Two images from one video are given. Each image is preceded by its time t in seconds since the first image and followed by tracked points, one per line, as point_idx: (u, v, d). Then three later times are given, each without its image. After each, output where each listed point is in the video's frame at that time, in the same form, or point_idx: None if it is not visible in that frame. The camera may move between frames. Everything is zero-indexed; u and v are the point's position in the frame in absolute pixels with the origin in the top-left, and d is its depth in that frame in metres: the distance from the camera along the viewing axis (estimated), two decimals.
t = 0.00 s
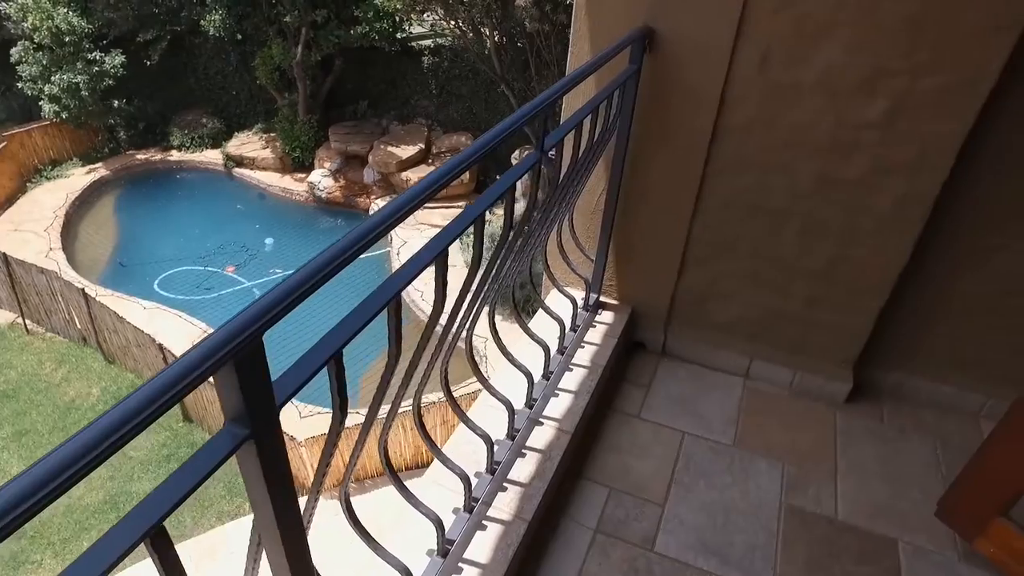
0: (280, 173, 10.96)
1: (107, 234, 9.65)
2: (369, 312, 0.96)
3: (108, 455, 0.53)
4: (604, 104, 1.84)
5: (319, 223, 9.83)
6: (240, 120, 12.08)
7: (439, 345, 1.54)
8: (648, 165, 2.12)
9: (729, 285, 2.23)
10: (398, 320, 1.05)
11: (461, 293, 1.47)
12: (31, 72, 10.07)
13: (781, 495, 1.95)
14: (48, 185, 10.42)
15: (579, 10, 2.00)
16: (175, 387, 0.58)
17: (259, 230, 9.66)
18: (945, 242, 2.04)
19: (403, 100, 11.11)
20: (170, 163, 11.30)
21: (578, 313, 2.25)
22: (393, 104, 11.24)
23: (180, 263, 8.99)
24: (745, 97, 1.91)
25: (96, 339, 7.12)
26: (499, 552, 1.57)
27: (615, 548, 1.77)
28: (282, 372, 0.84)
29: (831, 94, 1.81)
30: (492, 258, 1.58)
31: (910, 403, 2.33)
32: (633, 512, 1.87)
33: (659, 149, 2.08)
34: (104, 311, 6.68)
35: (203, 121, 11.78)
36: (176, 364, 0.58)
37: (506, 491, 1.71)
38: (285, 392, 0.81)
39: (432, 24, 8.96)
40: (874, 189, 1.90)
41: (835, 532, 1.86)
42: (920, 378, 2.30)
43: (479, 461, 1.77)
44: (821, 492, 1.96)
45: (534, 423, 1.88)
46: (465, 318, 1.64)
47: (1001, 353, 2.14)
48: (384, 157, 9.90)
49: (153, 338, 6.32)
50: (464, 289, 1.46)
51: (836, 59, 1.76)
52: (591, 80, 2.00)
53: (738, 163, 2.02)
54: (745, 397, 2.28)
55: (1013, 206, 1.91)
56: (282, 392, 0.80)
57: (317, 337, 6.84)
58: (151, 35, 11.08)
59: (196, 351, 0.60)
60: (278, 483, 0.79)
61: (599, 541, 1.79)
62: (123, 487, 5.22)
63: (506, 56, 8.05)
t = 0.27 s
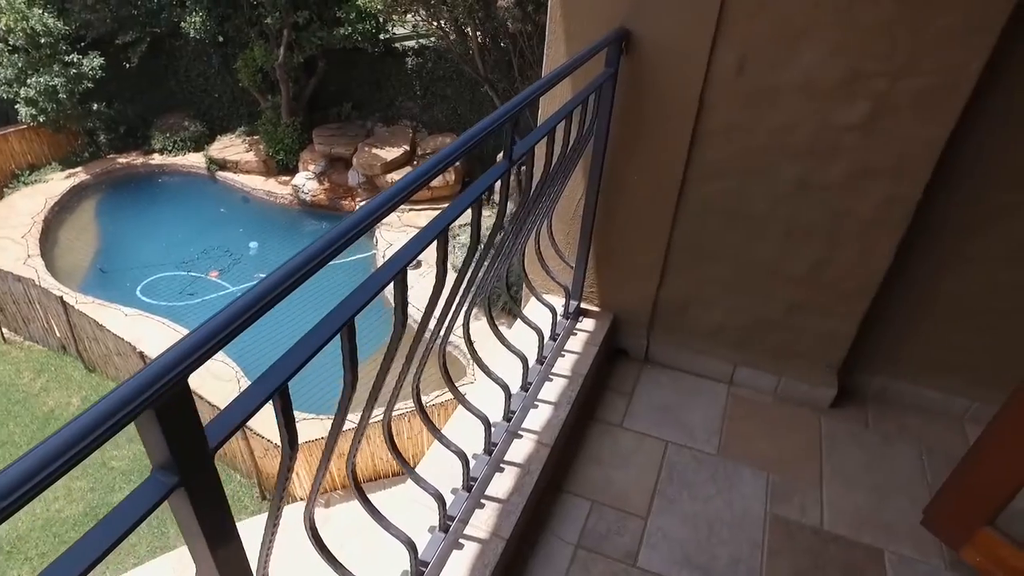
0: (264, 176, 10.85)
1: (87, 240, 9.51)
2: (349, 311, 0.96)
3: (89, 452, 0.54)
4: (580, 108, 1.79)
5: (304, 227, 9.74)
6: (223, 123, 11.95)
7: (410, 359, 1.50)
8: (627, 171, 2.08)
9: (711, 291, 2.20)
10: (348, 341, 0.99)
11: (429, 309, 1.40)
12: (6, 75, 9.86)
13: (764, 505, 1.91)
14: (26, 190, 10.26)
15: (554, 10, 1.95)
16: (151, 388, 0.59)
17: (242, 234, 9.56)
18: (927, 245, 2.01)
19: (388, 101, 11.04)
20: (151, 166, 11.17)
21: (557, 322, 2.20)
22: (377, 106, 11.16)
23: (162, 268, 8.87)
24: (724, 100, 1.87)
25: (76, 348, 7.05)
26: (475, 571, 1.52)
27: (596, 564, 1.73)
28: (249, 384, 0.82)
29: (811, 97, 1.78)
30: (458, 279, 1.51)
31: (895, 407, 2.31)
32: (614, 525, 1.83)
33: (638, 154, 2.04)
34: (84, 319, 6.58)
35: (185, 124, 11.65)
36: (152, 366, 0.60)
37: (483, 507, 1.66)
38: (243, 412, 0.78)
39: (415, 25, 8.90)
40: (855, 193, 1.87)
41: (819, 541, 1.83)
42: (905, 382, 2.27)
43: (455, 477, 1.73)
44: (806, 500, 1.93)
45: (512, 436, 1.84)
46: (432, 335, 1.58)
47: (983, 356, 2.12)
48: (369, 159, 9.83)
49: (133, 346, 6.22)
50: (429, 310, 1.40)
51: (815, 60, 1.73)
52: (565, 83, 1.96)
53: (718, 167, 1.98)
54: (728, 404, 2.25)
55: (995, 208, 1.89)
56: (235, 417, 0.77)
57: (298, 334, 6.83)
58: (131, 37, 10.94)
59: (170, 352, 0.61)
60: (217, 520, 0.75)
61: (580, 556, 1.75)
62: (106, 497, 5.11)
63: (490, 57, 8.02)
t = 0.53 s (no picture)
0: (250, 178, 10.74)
1: (71, 245, 9.38)
2: (337, 310, 0.92)
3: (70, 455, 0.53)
4: (564, 109, 1.74)
5: (291, 228, 9.64)
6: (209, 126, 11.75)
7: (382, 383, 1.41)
8: (613, 173, 2.03)
9: (700, 295, 2.15)
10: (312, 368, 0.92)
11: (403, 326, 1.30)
12: None
13: (756, 514, 1.87)
14: (8, 195, 10.11)
15: (537, 9, 1.89)
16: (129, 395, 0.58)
17: (229, 237, 9.45)
18: (920, 246, 1.98)
19: (375, 102, 10.94)
20: (136, 169, 11.04)
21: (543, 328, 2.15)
22: (364, 106, 11.07)
23: (147, 272, 8.76)
24: (712, 100, 1.82)
25: (58, 355, 6.95)
26: None
27: None
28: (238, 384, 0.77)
29: (801, 97, 1.74)
30: (436, 292, 1.44)
31: (888, 411, 2.27)
32: (603, 538, 1.78)
33: (623, 156, 1.99)
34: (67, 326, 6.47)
35: (170, 126, 11.53)
36: (132, 370, 0.59)
37: (468, 523, 1.61)
38: (229, 412, 0.72)
39: (401, 25, 8.82)
40: (846, 194, 1.84)
41: (813, 550, 1.79)
42: (898, 386, 2.24)
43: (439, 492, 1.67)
44: (799, 509, 1.89)
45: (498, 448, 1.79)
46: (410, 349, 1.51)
47: (976, 358, 2.09)
48: (356, 160, 9.75)
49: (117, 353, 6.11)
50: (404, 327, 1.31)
51: (805, 59, 1.68)
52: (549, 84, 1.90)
53: (706, 169, 1.93)
54: (719, 410, 2.21)
55: (987, 209, 1.85)
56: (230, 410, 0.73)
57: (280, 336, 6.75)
58: (113, 38, 10.82)
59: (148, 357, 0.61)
60: (164, 561, 0.69)
61: (568, 570, 1.70)
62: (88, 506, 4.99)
63: (476, 57, 7.95)
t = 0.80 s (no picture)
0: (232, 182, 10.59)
1: (49, 251, 9.20)
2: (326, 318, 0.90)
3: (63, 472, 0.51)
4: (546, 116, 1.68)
5: (275, 233, 9.52)
6: (190, 129, 11.58)
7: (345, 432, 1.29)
8: (596, 181, 1.98)
9: (688, 304, 2.10)
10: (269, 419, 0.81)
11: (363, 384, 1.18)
12: None
13: (747, 530, 1.83)
14: None
15: (516, 12, 1.83)
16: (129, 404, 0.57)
17: (211, 242, 9.32)
18: (909, 253, 1.94)
19: (358, 104, 10.84)
20: (115, 174, 10.87)
21: (527, 342, 2.09)
22: (347, 108, 10.97)
23: (128, 279, 8.61)
24: (697, 107, 1.77)
25: (35, 365, 6.79)
26: None
27: None
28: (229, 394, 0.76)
29: (788, 102, 1.69)
30: (409, 316, 1.37)
31: (878, 419, 2.24)
32: (591, 559, 1.72)
33: (607, 164, 1.94)
34: (44, 336, 6.33)
35: (150, 130, 11.36)
36: (122, 385, 0.57)
37: (451, 548, 1.54)
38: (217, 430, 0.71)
39: (383, 26, 8.74)
40: (834, 202, 1.79)
41: (806, 567, 1.74)
42: (888, 394, 2.20)
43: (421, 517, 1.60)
44: (790, 523, 1.85)
45: (482, 467, 1.73)
46: (384, 376, 1.44)
47: (965, 365, 2.06)
48: (340, 163, 9.65)
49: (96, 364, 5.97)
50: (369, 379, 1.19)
51: (793, 63, 1.64)
52: (530, 91, 1.85)
53: (692, 177, 1.88)
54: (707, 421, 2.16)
55: (975, 215, 1.82)
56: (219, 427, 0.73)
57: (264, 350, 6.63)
58: (90, 40, 10.64)
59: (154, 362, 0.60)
60: None
61: None
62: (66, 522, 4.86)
63: (459, 57, 7.89)
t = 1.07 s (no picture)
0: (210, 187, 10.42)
1: (22, 261, 9.01)
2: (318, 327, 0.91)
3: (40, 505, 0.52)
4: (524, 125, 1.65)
5: (254, 239, 9.38)
6: (166, 133, 11.35)
7: (316, 465, 1.22)
8: (575, 190, 1.94)
9: (671, 313, 2.07)
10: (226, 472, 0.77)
11: (331, 417, 1.11)
12: None
13: (734, 542, 1.80)
14: None
15: (491, 18, 1.79)
16: (101, 436, 0.57)
17: (189, 249, 9.17)
18: (892, 258, 1.92)
19: (337, 107, 10.72)
20: (89, 181, 10.66)
21: (508, 355, 2.05)
22: (326, 112, 10.84)
23: (104, 289, 8.44)
24: (677, 114, 1.74)
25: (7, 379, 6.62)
26: None
27: None
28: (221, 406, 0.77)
29: (768, 108, 1.67)
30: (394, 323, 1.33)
31: (864, 424, 2.22)
32: None
33: (586, 173, 1.90)
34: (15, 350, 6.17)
35: (125, 135, 11.16)
36: (101, 412, 0.58)
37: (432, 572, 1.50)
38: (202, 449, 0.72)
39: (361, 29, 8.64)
40: (817, 208, 1.77)
41: None
42: (874, 399, 2.19)
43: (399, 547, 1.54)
44: (778, 534, 1.83)
45: (464, 486, 1.69)
46: (359, 399, 1.39)
47: (949, 369, 2.05)
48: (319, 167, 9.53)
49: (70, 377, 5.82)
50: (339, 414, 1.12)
51: (773, 69, 1.61)
52: (507, 100, 1.81)
53: (673, 184, 1.85)
54: (693, 430, 2.13)
55: (957, 219, 1.81)
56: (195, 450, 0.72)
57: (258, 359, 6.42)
58: (60, 43, 10.43)
59: (126, 392, 0.60)
60: None
61: None
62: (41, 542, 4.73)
63: (438, 60, 7.81)
